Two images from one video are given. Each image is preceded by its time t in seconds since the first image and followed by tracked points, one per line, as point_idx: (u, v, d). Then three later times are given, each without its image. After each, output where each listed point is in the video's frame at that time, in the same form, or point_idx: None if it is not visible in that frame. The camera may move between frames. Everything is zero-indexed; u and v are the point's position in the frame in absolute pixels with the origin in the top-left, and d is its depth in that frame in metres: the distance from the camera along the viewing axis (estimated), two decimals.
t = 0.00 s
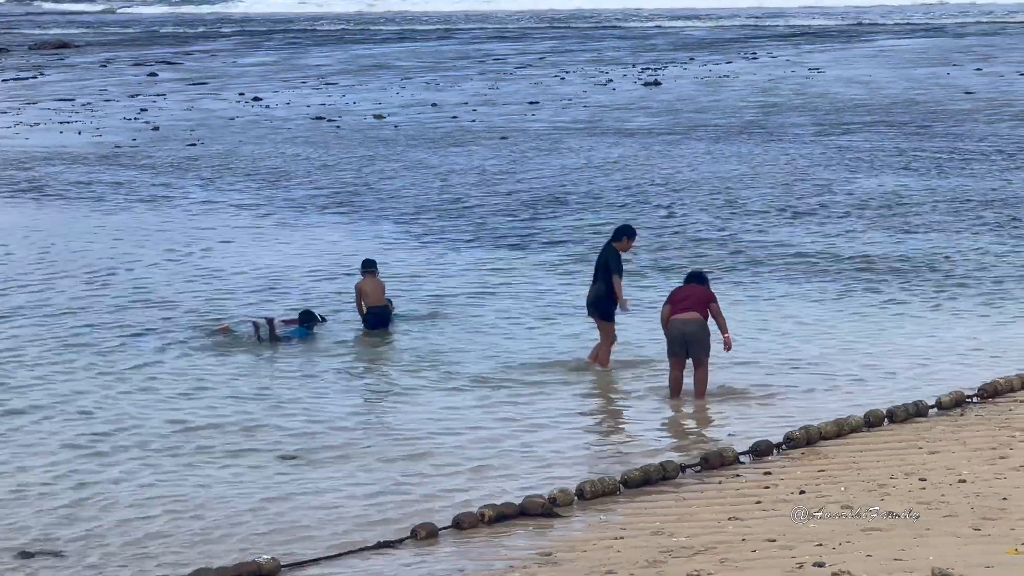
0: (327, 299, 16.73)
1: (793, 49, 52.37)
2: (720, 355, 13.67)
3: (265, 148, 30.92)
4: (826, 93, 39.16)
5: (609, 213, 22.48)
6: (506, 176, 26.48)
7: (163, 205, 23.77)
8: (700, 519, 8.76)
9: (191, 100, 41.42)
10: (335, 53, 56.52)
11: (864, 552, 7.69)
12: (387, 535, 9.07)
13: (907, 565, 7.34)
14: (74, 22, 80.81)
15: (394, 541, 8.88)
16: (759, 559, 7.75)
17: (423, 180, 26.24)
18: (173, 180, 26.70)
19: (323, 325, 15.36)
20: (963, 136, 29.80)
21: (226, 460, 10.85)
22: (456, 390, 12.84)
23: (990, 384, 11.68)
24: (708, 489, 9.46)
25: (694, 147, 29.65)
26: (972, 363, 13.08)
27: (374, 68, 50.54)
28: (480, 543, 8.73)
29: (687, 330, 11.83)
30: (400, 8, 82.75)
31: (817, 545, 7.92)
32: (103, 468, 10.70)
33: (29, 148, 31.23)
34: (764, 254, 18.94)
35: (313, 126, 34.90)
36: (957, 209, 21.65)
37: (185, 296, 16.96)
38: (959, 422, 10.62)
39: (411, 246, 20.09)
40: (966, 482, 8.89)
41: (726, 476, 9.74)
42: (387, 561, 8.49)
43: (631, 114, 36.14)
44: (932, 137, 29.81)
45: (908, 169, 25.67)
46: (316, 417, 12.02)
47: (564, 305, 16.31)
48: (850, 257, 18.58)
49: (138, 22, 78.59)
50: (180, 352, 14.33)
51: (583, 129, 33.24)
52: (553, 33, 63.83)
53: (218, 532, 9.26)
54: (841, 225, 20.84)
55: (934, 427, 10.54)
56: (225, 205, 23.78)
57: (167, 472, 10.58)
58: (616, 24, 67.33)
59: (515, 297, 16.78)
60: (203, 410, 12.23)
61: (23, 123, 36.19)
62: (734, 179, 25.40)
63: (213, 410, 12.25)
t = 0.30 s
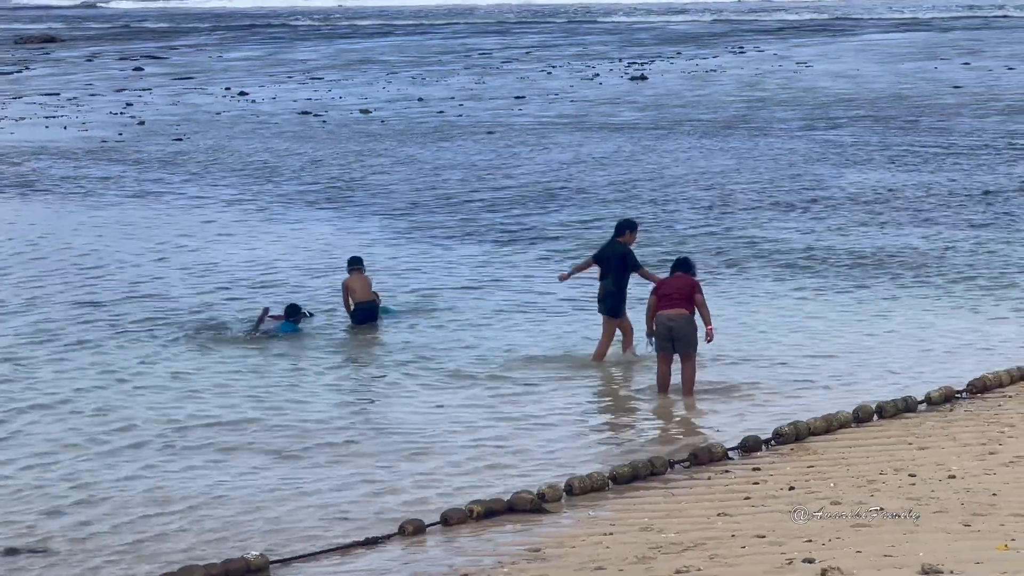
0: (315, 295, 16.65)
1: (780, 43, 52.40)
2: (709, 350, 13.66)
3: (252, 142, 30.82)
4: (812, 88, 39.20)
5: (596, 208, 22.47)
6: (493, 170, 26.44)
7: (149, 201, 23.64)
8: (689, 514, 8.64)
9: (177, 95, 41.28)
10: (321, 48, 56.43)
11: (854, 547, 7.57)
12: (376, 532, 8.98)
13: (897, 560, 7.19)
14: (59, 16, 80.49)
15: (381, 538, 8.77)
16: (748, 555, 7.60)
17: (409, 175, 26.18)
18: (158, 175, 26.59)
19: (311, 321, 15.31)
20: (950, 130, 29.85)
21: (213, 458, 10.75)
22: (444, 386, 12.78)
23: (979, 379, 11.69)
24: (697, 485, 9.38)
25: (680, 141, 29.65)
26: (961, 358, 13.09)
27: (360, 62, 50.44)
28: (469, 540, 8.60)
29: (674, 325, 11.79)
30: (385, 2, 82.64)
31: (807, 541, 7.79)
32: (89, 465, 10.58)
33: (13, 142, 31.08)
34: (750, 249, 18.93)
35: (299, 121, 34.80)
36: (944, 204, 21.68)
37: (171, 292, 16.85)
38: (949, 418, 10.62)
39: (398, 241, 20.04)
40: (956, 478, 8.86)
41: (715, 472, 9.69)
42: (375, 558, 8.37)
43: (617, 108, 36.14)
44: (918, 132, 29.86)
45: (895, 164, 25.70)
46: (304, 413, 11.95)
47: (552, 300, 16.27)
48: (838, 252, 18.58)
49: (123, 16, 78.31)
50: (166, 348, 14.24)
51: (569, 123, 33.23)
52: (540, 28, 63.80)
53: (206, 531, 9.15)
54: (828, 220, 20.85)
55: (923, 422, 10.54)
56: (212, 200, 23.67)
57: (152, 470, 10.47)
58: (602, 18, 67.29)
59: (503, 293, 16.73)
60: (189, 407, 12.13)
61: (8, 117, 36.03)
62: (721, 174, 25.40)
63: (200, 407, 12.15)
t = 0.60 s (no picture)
0: (306, 289, 16.56)
1: (771, 36, 52.39)
2: (701, 344, 13.62)
3: (242, 136, 30.72)
4: (804, 80, 39.19)
5: (588, 201, 22.43)
6: (485, 163, 26.37)
7: (140, 195, 23.51)
8: (682, 508, 8.56)
9: (167, 88, 41.13)
10: (312, 41, 56.26)
11: (848, 540, 7.51)
12: (369, 526, 8.86)
13: (892, 553, 7.12)
14: (48, 9, 80.17)
15: (374, 531, 8.61)
16: (742, 549, 7.53)
17: (401, 168, 26.10)
18: (148, 168, 26.47)
19: (302, 315, 15.23)
20: (941, 123, 29.87)
21: (204, 453, 10.64)
22: (437, 380, 12.73)
23: (972, 372, 11.68)
24: (691, 478, 9.32)
25: (673, 134, 29.61)
26: (953, 351, 13.08)
27: (351, 55, 50.32)
28: (461, 533, 8.47)
29: (668, 317, 11.76)
30: None
31: (800, 535, 7.73)
32: (78, 461, 10.46)
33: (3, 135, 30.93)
34: (743, 243, 18.90)
35: (290, 114, 34.67)
36: (937, 197, 21.65)
37: (161, 286, 16.74)
38: (942, 411, 10.62)
39: (389, 235, 19.98)
40: (950, 472, 8.84)
41: (709, 466, 9.64)
42: (368, 552, 8.21)
43: (609, 101, 36.09)
44: (910, 124, 29.85)
45: (887, 157, 25.70)
46: (295, 407, 11.88)
47: (544, 294, 16.20)
48: (830, 245, 18.54)
49: (113, 9, 78.04)
50: (156, 343, 14.13)
51: (561, 116, 33.18)
52: (530, 20, 63.68)
53: (197, 526, 9.03)
54: (821, 213, 20.83)
55: (916, 416, 10.53)
56: (203, 194, 23.57)
57: (142, 466, 10.35)
58: (594, 11, 67.20)
59: (495, 287, 16.66)
60: (179, 403, 12.02)
61: None
62: (713, 166, 25.37)
63: (190, 402, 12.04)
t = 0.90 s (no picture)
0: (295, 283, 16.50)
1: (760, 28, 52.40)
2: (693, 337, 13.60)
3: (231, 128, 30.63)
4: (793, 73, 39.23)
5: (578, 193, 22.41)
6: (475, 156, 26.33)
7: (128, 188, 23.41)
8: (673, 501, 8.54)
9: (155, 81, 41.00)
10: (300, 33, 56.11)
11: (839, 534, 7.51)
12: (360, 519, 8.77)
13: (883, 546, 7.12)
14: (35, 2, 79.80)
15: (364, 525, 8.51)
16: (734, 542, 7.51)
17: (390, 161, 26.05)
18: (137, 161, 26.37)
19: (294, 307, 15.20)
20: (930, 115, 29.92)
21: (194, 447, 10.56)
22: (426, 373, 12.69)
23: (963, 364, 11.70)
24: (682, 471, 9.30)
25: (663, 126, 29.60)
26: (943, 343, 13.11)
27: (339, 47, 50.20)
28: (452, 526, 8.40)
29: (660, 309, 11.76)
30: None
31: (792, 528, 7.71)
32: (67, 455, 10.36)
33: None
34: (733, 235, 18.89)
35: (279, 106, 34.59)
36: (927, 189, 21.68)
37: (150, 280, 16.67)
38: (933, 404, 10.64)
39: (379, 228, 19.93)
40: (940, 464, 8.85)
41: (700, 459, 9.63)
42: (359, 546, 8.10)
43: (598, 93, 36.08)
44: (899, 116, 29.91)
45: (877, 149, 25.72)
46: (286, 401, 11.83)
47: (535, 287, 16.16)
48: (821, 238, 18.55)
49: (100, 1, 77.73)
50: (145, 339, 14.04)
51: (551, 108, 33.15)
52: (519, 13, 63.60)
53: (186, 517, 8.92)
54: (811, 206, 20.84)
55: (907, 408, 10.54)
56: (192, 187, 23.49)
57: (130, 459, 10.25)
58: (583, 2, 67.15)
59: (486, 280, 16.63)
60: (169, 397, 11.94)
61: None
62: (703, 159, 25.37)
63: (180, 397, 11.95)
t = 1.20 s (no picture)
0: (295, 272, 16.48)
1: (759, 16, 52.33)
2: (693, 325, 13.59)
3: (231, 118, 30.61)
4: (792, 61, 39.20)
5: (577, 182, 22.40)
6: (474, 145, 26.31)
7: (127, 177, 23.37)
8: (674, 490, 8.53)
9: (154, 70, 40.96)
10: (299, 22, 56.03)
11: (840, 522, 7.50)
12: (360, 506, 8.73)
13: (885, 535, 7.10)
14: None
15: (365, 514, 8.48)
16: (735, 530, 7.50)
17: (390, 150, 26.02)
18: (136, 150, 26.35)
19: (295, 296, 15.20)
20: (930, 103, 29.89)
21: (193, 434, 10.52)
22: (427, 362, 12.68)
23: (965, 352, 11.69)
24: (682, 460, 9.29)
25: (662, 115, 29.57)
26: (944, 331, 13.10)
27: (338, 36, 50.14)
28: (453, 515, 8.38)
29: (661, 299, 11.75)
30: None
31: (793, 517, 7.69)
32: (65, 443, 10.32)
33: None
34: (734, 224, 18.88)
35: (278, 95, 34.54)
36: (927, 177, 21.66)
37: (149, 270, 16.63)
38: (934, 392, 10.63)
39: (379, 217, 19.91)
40: (942, 452, 8.84)
41: (701, 447, 9.61)
42: (360, 535, 8.07)
43: (597, 82, 36.05)
44: (899, 104, 29.88)
45: (876, 137, 25.71)
46: (286, 390, 11.80)
47: (535, 276, 16.14)
48: (821, 226, 18.53)
49: None
50: (145, 328, 14.02)
51: (550, 97, 33.14)
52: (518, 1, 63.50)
53: (187, 502, 8.89)
54: (811, 194, 20.82)
55: (908, 396, 10.53)
56: (191, 176, 23.47)
57: (129, 446, 10.21)
58: None
59: (486, 268, 16.60)
60: (170, 386, 11.92)
61: None
62: (702, 147, 25.34)
63: (179, 386, 11.92)
